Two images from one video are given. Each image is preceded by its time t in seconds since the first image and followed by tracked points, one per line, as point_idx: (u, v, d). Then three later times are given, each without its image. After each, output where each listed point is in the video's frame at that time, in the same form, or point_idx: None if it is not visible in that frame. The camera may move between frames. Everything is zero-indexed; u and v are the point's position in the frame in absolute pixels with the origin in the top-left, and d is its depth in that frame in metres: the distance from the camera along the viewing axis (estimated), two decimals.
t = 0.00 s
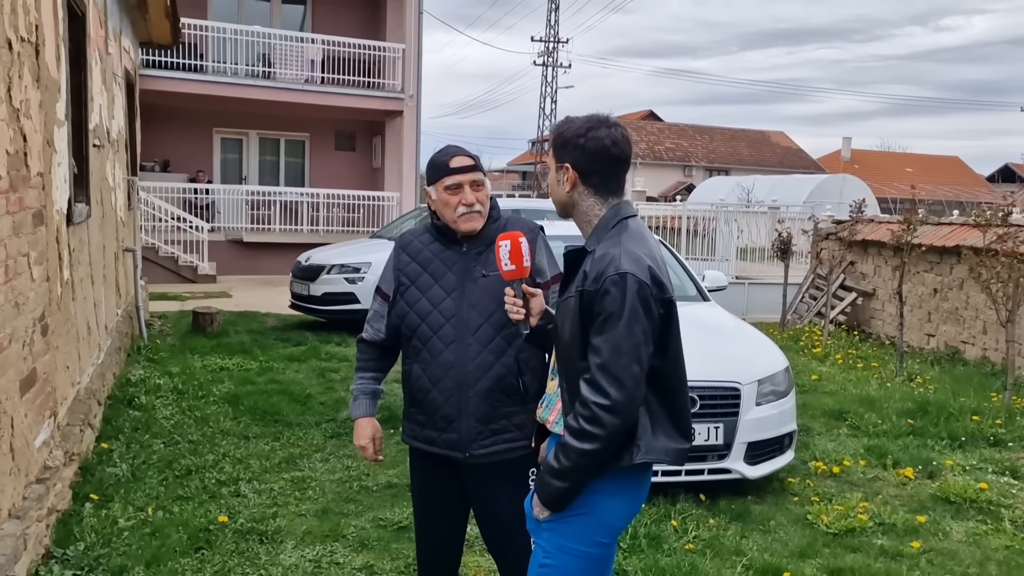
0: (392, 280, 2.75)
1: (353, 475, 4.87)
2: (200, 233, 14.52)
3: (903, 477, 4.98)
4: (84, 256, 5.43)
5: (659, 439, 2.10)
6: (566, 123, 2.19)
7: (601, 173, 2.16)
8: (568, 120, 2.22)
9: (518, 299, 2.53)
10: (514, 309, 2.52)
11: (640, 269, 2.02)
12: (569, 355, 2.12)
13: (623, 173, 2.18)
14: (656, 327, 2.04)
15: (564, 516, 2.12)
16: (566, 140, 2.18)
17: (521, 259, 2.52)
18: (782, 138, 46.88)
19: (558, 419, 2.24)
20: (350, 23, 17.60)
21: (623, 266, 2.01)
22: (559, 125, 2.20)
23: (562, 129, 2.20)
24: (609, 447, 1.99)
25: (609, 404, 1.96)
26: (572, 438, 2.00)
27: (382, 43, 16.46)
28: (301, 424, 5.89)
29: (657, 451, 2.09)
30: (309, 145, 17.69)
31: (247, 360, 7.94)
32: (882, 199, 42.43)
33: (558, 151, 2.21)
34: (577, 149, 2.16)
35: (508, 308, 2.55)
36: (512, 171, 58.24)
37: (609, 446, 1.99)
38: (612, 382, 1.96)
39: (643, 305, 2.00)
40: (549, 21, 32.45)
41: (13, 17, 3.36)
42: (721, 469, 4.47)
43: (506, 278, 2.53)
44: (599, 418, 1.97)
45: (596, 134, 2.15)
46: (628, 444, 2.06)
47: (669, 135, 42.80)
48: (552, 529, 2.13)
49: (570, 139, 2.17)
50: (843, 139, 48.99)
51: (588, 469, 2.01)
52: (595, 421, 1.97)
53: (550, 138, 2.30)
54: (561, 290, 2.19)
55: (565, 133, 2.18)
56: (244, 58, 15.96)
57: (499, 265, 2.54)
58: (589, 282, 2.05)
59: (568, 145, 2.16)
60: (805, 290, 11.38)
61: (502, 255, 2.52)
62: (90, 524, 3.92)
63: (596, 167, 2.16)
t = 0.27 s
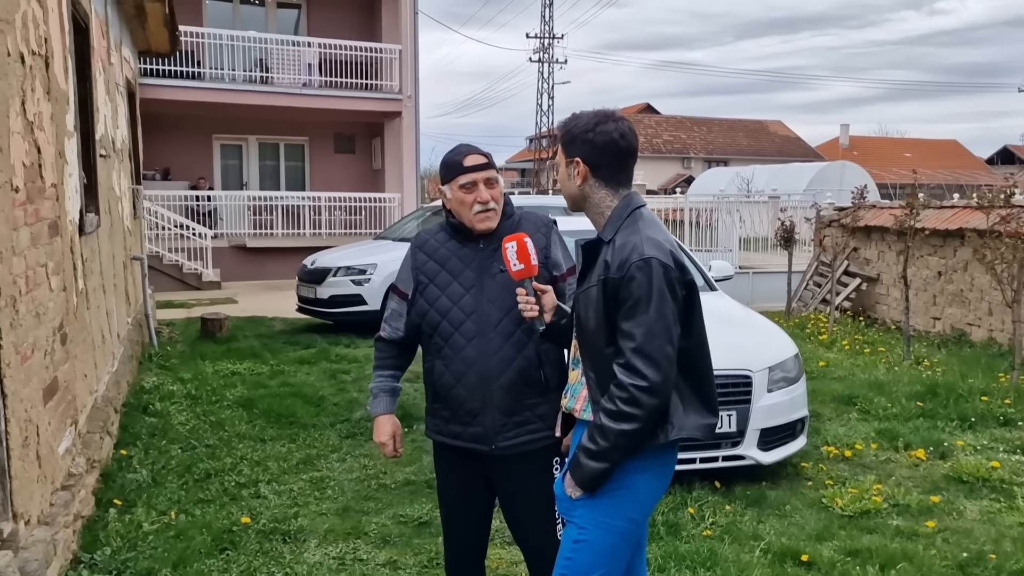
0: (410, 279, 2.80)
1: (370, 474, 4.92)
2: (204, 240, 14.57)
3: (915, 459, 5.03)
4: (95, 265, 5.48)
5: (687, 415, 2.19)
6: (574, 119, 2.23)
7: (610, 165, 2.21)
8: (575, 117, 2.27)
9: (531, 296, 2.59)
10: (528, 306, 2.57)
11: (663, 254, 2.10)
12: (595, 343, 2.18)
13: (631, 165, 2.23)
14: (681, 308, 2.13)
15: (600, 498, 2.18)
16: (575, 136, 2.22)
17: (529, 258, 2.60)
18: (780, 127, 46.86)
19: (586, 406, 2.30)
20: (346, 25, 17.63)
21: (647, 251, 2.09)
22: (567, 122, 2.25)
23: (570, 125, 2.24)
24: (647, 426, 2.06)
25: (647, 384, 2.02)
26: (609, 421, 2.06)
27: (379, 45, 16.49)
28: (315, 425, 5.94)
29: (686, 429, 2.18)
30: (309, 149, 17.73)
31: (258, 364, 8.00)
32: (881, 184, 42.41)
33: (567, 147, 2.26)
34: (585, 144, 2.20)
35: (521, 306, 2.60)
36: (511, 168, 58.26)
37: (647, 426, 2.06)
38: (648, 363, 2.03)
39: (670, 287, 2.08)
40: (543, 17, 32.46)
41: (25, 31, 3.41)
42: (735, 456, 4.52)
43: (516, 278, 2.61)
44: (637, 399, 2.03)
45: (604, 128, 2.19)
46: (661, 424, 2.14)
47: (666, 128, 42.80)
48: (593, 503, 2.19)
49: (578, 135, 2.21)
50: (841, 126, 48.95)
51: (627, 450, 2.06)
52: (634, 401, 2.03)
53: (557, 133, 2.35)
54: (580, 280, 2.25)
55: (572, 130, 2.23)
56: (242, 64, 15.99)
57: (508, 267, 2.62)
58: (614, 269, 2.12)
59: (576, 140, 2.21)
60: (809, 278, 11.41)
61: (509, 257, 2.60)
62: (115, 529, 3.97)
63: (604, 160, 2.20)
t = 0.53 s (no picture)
0: (430, 278, 2.86)
1: (385, 471, 4.98)
2: (201, 244, 14.58)
3: (920, 441, 5.11)
4: (104, 273, 5.51)
5: (715, 402, 2.35)
6: (586, 124, 2.37)
7: (623, 166, 2.34)
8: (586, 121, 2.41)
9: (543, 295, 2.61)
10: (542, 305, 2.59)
11: (685, 249, 2.24)
12: (624, 338, 2.32)
13: (644, 164, 2.36)
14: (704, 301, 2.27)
15: (636, 491, 2.33)
16: (588, 139, 2.36)
17: (533, 260, 2.67)
18: (771, 116, 46.96)
19: (616, 403, 2.46)
20: (337, 26, 17.63)
21: (670, 248, 2.22)
22: (579, 127, 2.39)
23: (582, 130, 2.38)
24: (678, 417, 2.21)
25: (676, 377, 2.17)
26: (642, 416, 2.20)
27: (370, 44, 16.50)
28: (327, 425, 6.00)
29: (713, 415, 2.33)
30: (304, 150, 17.73)
31: (264, 367, 8.05)
32: (873, 170, 42.55)
33: (579, 152, 2.39)
34: (600, 147, 2.34)
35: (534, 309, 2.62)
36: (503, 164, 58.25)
37: (678, 417, 2.21)
38: (677, 357, 2.18)
39: (693, 281, 2.22)
40: (532, 12, 32.44)
41: (37, 44, 3.45)
42: (745, 443, 4.60)
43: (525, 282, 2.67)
44: (668, 392, 2.18)
45: (616, 130, 2.33)
46: (691, 413, 2.29)
47: (658, 120, 42.85)
48: (633, 501, 2.34)
49: (592, 139, 2.35)
50: (831, 114, 49.08)
51: (660, 442, 2.22)
52: (664, 395, 2.18)
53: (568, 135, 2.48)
54: (605, 279, 2.39)
55: (585, 134, 2.36)
56: (234, 67, 15.99)
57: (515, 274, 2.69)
58: (639, 267, 2.26)
59: (589, 143, 2.35)
60: (807, 266, 11.50)
61: (515, 262, 2.67)
62: (138, 532, 4.03)
63: (617, 162, 2.34)
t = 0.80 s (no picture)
0: (441, 273, 2.92)
1: (391, 459, 5.06)
2: (205, 232, 14.63)
3: (919, 434, 5.18)
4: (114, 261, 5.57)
5: (724, 393, 2.44)
6: (596, 123, 2.46)
7: (636, 164, 2.44)
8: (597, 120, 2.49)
9: (555, 290, 2.69)
10: (553, 301, 2.68)
11: (698, 246, 2.33)
12: (636, 332, 2.41)
13: (654, 161, 2.46)
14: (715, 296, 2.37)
15: (646, 480, 2.41)
16: (600, 138, 2.45)
17: (546, 256, 2.75)
18: (773, 109, 46.90)
19: (628, 394, 2.56)
20: (341, 15, 17.63)
21: (683, 245, 2.32)
22: (590, 125, 2.48)
23: (594, 129, 2.47)
24: (689, 408, 2.30)
25: (688, 370, 2.27)
26: (655, 408, 2.29)
27: (374, 34, 16.51)
28: (332, 414, 6.07)
29: (722, 407, 2.42)
30: (307, 140, 17.76)
31: (270, 355, 8.11)
32: (875, 164, 42.54)
33: (592, 151, 2.48)
34: (612, 146, 2.43)
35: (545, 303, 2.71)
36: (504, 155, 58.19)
37: (689, 408, 2.30)
38: (688, 350, 2.27)
39: (705, 277, 2.31)
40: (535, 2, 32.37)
41: (55, 36, 3.50)
42: (747, 435, 4.66)
43: (537, 277, 2.75)
44: (679, 385, 2.27)
45: (628, 129, 2.43)
46: (702, 405, 2.37)
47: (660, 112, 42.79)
48: (644, 489, 2.42)
49: (604, 138, 2.44)
50: (834, 107, 49.02)
51: (670, 433, 2.30)
52: (676, 387, 2.27)
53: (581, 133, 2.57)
54: (618, 274, 2.48)
55: (597, 133, 2.45)
56: (238, 56, 16.00)
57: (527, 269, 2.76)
58: (653, 263, 2.34)
59: (602, 142, 2.44)
60: (808, 259, 11.55)
61: (527, 257, 2.75)
62: (149, 516, 4.10)
63: (630, 160, 2.43)
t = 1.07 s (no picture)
0: (436, 268, 2.94)
1: (386, 456, 5.07)
2: (202, 228, 14.61)
3: (912, 433, 5.20)
4: (110, 257, 5.57)
5: (720, 395, 2.45)
6: (597, 124, 2.47)
7: (636, 165, 2.45)
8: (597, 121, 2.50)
9: (551, 288, 2.72)
10: (549, 298, 2.70)
11: (698, 249, 2.34)
12: (635, 333, 2.42)
13: (653, 163, 2.48)
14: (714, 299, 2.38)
15: (642, 480, 2.42)
16: (601, 139, 2.46)
17: (544, 252, 2.76)
18: (772, 105, 46.88)
19: (624, 394, 2.57)
20: (339, 10, 17.60)
21: (683, 248, 2.33)
22: (591, 126, 2.48)
23: (595, 130, 2.47)
24: (686, 411, 2.31)
25: (686, 372, 2.28)
26: (653, 409, 2.30)
27: (372, 30, 16.48)
28: (328, 410, 6.08)
29: (719, 409, 2.43)
30: (304, 135, 17.74)
31: (266, 351, 8.12)
32: (873, 161, 42.56)
33: (593, 151, 2.48)
34: (614, 146, 2.44)
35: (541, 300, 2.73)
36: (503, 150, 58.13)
37: (686, 410, 2.31)
38: (687, 352, 2.28)
39: (705, 280, 2.32)
40: None
41: (50, 32, 3.49)
42: (740, 432, 4.68)
43: (534, 273, 2.76)
44: (677, 387, 2.28)
45: (629, 130, 2.43)
46: (699, 407, 2.38)
47: (658, 108, 42.79)
48: (639, 488, 2.43)
49: (605, 138, 2.45)
50: (832, 104, 49.01)
51: (667, 434, 2.31)
52: (675, 389, 2.28)
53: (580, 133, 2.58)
54: (617, 275, 2.49)
55: (598, 133, 2.46)
56: (235, 51, 15.96)
57: (525, 264, 2.77)
58: (652, 265, 2.36)
59: (603, 142, 2.45)
60: (804, 257, 11.57)
61: (525, 252, 2.75)
62: (144, 512, 4.10)
63: (630, 161, 2.44)
